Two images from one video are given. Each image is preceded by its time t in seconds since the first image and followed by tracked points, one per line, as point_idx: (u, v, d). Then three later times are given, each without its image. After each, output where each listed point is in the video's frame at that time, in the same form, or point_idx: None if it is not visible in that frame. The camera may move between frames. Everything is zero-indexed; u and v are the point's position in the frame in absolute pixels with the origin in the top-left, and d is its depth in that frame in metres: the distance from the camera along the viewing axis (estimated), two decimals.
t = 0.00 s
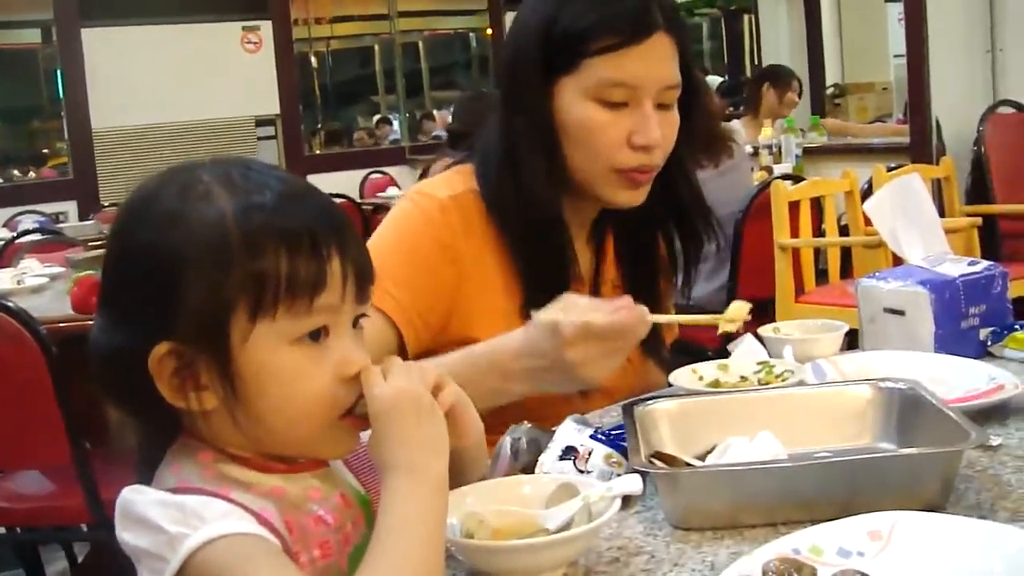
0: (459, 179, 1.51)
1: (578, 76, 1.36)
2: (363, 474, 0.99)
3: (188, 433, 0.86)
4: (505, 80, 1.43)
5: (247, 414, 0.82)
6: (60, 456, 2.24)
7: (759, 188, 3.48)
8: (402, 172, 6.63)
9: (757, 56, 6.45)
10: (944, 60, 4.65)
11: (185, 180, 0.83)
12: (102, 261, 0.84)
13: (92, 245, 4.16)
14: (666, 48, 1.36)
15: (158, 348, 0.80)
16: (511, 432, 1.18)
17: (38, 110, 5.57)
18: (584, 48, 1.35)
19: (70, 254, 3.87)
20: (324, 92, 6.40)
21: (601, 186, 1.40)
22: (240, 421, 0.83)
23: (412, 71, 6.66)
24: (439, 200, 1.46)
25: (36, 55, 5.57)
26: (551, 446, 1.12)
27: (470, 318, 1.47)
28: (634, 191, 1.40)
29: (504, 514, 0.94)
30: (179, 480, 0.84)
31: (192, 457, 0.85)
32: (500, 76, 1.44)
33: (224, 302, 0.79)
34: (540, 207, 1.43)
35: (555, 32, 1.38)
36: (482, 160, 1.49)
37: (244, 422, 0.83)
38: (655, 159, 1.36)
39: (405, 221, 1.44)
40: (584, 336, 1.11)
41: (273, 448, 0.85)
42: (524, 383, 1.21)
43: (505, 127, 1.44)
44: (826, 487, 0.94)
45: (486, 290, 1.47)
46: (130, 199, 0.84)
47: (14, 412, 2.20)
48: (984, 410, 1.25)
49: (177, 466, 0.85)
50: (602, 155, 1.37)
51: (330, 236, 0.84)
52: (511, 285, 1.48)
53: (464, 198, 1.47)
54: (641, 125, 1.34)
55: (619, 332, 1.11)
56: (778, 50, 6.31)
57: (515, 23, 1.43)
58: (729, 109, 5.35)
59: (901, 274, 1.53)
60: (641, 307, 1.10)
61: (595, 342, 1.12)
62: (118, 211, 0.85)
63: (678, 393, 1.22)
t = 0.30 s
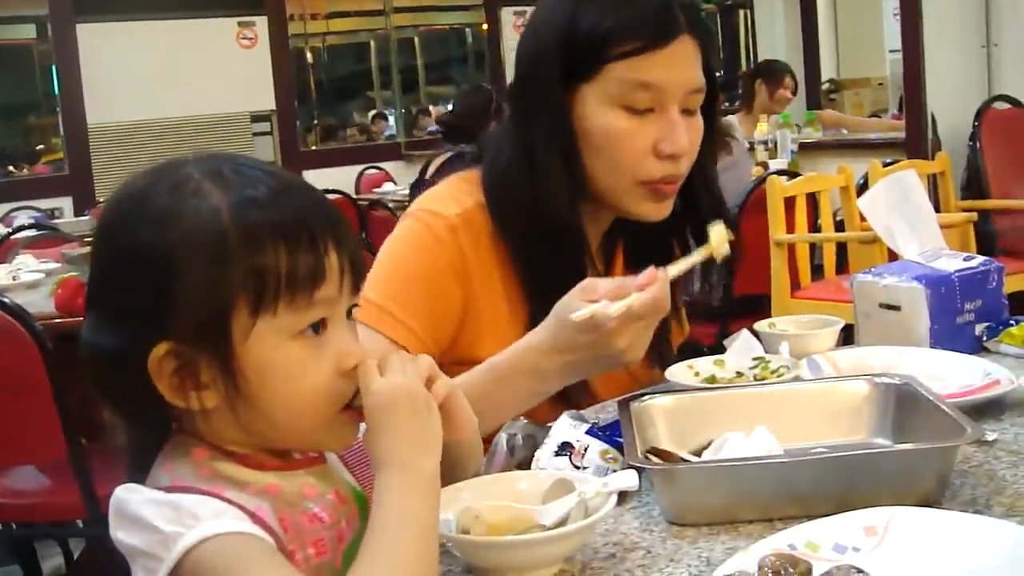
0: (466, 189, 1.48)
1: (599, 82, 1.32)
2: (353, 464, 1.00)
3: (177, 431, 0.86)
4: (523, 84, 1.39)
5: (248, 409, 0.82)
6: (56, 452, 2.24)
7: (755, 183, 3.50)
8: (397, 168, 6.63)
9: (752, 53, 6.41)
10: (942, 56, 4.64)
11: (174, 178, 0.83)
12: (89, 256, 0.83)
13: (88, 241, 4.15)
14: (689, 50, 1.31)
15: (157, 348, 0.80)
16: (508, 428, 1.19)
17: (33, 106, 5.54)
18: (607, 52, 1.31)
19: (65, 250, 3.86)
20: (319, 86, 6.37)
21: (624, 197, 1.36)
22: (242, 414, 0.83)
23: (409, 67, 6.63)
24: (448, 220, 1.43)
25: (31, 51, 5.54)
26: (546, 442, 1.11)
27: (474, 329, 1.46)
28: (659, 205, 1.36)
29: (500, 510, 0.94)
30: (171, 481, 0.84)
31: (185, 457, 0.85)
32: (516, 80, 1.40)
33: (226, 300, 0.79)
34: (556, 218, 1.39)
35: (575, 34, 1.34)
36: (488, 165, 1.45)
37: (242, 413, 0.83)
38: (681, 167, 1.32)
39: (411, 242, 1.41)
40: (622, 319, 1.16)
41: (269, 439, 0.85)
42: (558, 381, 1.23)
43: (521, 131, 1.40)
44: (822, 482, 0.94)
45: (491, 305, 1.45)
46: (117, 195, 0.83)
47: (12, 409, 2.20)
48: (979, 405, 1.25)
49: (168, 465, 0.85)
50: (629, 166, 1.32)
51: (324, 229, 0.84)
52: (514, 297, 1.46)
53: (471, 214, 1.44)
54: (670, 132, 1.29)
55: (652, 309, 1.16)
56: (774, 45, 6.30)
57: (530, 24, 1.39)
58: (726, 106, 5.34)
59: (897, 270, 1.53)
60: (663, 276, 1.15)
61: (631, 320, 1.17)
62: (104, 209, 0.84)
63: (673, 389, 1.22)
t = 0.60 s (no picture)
0: (482, 202, 1.48)
1: (613, 94, 1.30)
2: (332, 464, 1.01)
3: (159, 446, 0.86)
4: (537, 93, 1.37)
5: (264, 410, 0.84)
6: (53, 453, 2.24)
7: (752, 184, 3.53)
8: (395, 168, 6.63)
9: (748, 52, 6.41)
10: (941, 55, 4.64)
11: (160, 174, 0.81)
12: (67, 260, 0.81)
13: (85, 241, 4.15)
14: (706, 61, 1.28)
15: (176, 350, 0.80)
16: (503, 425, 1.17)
17: (30, 106, 5.55)
18: (620, 62, 1.28)
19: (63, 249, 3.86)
20: (317, 86, 6.35)
21: (636, 211, 1.34)
22: (241, 419, 0.84)
23: (406, 67, 6.64)
24: (466, 238, 1.42)
25: (28, 51, 5.53)
26: (542, 443, 1.11)
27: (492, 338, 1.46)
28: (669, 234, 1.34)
29: (497, 510, 0.94)
30: (149, 501, 0.84)
31: (160, 472, 0.86)
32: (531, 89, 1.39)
33: (251, 298, 0.81)
34: (562, 234, 1.39)
35: (588, 42, 1.31)
36: (507, 181, 1.45)
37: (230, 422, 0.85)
38: (698, 182, 1.29)
39: (430, 260, 1.39)
40: (619, 294, 1.18)
41: (251, 438, 0.87)
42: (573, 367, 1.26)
43: (535, 141, 1.40)
44: (818, 483, 0.94)
45: (507, 317, 1.45)
46: (91, 193, 0.81)
47: (11, 410, 2.21)
48: (976, 404, 1.25)
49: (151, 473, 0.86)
50: (646, 179, 1.29)
51: (318, 222, 0.87)
52: (529, 305, 1.46)
53: (489, 230, 1.44)
54: (686, 144, 1.26)
55: (641, 280, 1.18)
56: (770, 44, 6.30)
57: (553, 23, 1.36)
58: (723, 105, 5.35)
59: (894, 269, 1.54)
60: (647, 246, 1.17)
61: (629, 293, 1.19)
62: (73, 209, 0.81)
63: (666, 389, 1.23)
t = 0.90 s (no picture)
0: (477, 204, 1.47)
1: (610, 104, 1.29)
2: (301, 467, 1.01)
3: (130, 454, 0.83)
4: (535, 95, 1.37)
5: (273, 406, 0.84)
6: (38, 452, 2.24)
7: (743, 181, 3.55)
8: (384, 166, 6.66)
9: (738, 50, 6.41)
10: (931, 54, 4.65)
11: (127, 188, 0.77)
12: (52, 294, 0.76)
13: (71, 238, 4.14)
14: (706, 73, 1.27)
15: (199, 361, 0.79)
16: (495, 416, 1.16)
17: (19, 102, 5.51)
18: (618, 74, 1.27)
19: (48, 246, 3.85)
20: (306, 83, 6.32)
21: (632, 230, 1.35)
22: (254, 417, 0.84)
23: (395, 64, 6.56)
24: (461, 241, 1.42)
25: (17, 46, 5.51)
26: (532, 441, 1.11)
27: (487, 341, 1.46)
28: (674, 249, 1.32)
29: (487, 509, 0.93)
30: (132, 508, 0.83)
31: (141, 480, 0.84)
32: (529, 92, 1.39)
33: (257, 290, 0.80)
34: (557, 239, 1.39)
35: (586, 49, 1.31)
36: (504, 183, 1.44)
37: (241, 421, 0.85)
38: (695, 196, 1.29)
39: (424, 262, 1.39)
40: (595, 295, 1.17)
41: (256, 435, 0.87)
42: (556, 372, 1.23)
43: (530, 144, 1.40)
44: (810, 482, 0.94)
45: (503, 318, 1.44)
46: (55, 225, 0.76)
47: None
48: (965, 404, 1.25)
49: (122, 478, 0.84)
50: (640, 193, 1.29)
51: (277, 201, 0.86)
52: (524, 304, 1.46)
53: (485, 234, 1.44)
54: (683, 157, 1.26)
55: (618, 279, 1.17)
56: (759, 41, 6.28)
57: (553, 23, 1.36)
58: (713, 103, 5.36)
59: (884, 268, 1.54)
60: (624, 246, 1.16)
61: (606, 294, 1.18)
62: (37, 243, 0.77)
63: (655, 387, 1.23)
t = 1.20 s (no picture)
0: (464, 200, 1.47)
1: (600, 103, 1.29)
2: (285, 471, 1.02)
3: (131, 448, 0.82)
4: (524, 91, 1.37)
5: (270, 400, 0.84)
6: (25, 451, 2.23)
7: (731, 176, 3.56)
8: (372, 161, 6.61)
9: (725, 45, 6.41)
10: (917, 48, 4.65)
11: (138, 183, 0.77)
12: (63, 289, 0.75)
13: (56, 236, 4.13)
14: (696, 72, 1.27)
15: (208, 356, 0.79)
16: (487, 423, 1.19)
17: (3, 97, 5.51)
18: (607, 74, 1.27)
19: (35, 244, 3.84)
20: (292, 79, 6.33)
21: (621, 226, 1.34)
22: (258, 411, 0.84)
23: (382, 58, 6.53)
24: (447, 239, 1.41)
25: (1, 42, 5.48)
26: (527, 437, 1.11)
27: (475, 333, 1.45)
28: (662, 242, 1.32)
29: (479, 506, 0.93)
30: (132, 501, 0.83)
31: (140, 475, 0.84)
32: (518, 90, 1.38)
33: (264, 286, 0.80)
34: (548, 236, 1.39)
35: (576, 49, 1.30)
36: (491, 179, 1.44)
37: (244, 415, 0.84)
38: (685, 195, 1.30)
39: (409, 260, 1.38)
40: (570, 291, 1.10)
41: (252, 428, 0.86)
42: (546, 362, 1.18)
43: (519, 141, 1.39)
44: (802, 477, 0.94)
45: (491, 310, 1.44)
46: (67, 222, 0.75)
47: None
48: (955, 398, 1.26)
49: (115, 467, 0.84)
50: (630, 193, 1.30)
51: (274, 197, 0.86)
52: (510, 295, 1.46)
53: (472, 230, 1.43)
54: (673, 156, 1.26)
55: (598, 274, 1.10)
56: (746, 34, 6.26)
57: (541, 19, 1.35)
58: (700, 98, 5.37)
59: (874, 262, 1.54)
60: (604, 239, 1.08)
61: (584, 290, 1.11)
62: (48, 239, 0.75)
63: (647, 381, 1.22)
